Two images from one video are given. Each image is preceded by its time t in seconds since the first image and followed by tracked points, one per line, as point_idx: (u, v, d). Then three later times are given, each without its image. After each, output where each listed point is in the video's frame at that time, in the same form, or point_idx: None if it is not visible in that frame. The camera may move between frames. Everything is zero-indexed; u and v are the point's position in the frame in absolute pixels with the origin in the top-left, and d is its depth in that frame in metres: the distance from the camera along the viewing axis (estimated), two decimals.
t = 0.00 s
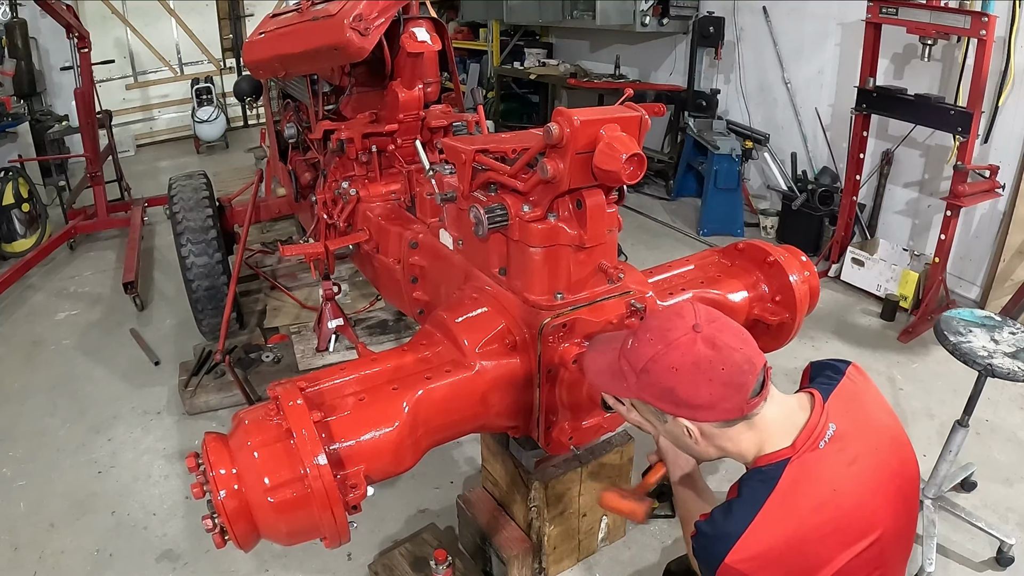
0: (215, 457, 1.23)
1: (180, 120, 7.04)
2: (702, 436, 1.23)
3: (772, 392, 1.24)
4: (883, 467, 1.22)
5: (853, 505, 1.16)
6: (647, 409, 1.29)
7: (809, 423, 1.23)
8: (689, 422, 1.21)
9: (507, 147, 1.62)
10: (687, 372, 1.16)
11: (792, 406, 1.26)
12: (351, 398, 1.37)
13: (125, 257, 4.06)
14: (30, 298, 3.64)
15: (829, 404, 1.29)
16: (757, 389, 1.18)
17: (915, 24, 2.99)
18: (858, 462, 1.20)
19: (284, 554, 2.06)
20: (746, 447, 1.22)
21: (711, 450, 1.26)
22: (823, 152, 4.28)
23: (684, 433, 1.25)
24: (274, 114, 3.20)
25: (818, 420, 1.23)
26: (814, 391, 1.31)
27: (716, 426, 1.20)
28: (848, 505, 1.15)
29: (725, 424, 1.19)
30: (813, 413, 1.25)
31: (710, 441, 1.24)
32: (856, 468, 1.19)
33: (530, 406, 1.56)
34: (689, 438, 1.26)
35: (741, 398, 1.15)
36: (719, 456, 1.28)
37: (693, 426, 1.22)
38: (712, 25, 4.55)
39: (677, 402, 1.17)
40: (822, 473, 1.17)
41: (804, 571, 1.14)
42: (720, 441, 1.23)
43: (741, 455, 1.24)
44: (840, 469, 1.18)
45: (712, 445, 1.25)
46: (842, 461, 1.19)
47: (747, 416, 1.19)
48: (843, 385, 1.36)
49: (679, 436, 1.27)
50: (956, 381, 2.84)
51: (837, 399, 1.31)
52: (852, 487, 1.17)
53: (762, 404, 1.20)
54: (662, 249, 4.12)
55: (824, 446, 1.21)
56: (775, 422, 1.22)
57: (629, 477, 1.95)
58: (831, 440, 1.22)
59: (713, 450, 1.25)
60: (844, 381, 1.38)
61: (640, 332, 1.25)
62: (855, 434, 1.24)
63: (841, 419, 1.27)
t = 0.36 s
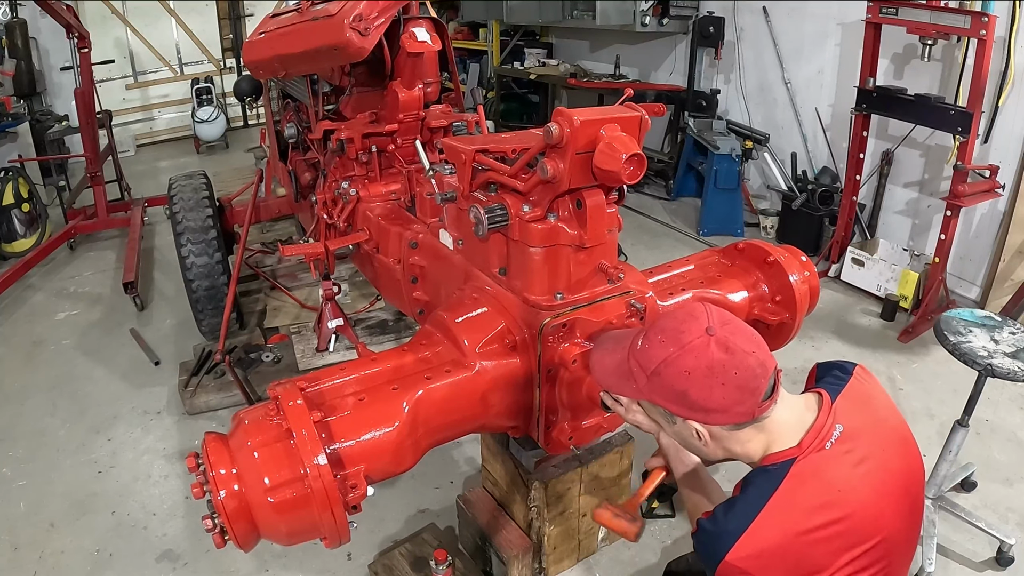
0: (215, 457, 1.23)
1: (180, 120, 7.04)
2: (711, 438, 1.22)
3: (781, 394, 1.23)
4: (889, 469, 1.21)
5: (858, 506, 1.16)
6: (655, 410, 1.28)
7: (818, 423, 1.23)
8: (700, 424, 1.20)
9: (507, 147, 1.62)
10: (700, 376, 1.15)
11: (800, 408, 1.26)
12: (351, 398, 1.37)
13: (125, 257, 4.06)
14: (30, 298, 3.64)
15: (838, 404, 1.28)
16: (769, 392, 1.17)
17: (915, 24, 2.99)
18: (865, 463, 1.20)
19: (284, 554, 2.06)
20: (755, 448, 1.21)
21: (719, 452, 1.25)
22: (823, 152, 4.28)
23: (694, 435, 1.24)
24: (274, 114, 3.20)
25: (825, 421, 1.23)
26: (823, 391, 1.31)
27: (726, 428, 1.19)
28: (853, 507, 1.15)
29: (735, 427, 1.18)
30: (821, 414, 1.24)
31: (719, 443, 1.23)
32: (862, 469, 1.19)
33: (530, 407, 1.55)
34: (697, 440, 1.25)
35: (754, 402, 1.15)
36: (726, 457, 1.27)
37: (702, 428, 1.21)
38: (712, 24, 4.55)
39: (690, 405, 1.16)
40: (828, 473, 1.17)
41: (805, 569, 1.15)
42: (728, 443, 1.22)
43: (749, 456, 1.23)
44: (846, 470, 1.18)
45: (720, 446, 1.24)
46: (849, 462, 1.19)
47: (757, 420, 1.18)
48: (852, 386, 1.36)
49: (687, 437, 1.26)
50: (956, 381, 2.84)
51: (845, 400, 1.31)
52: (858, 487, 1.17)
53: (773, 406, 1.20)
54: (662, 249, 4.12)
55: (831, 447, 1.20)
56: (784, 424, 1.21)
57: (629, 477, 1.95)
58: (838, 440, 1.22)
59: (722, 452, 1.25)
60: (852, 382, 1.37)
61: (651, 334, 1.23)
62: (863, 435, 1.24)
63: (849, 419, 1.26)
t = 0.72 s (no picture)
0: (215, 457, 1.23)
1: (180, 120, 7.04)
2: (716, 433, 1.22)
3: (784, 389, 1.23)
4: (892, 469, 1.21)
5: (859, 505, 1.16)
6: (660, 405, 1.28)
7: (820, 420, 1.22)
8: (704, 419, 1.21)
9: (507, 147, 1.62)
10: (704, 371, 1.15)
11: (802, 404, 1.25)
12: (351, 398, 1.37)
13: (125, 257, 4.06)
14: (30, 298, 3.64)
15: (843, 402, 1.28)
16: (773, 387, 1.18)
17: (915, 24, 2.99)
18: (867, 462, 1.19)
19: (284, 554, 2.06)
20: (757, 444, 1.21)
21: (723, 447, 1.25)
22: (823, 152, 4.28)
23: (698, 430, 1.24)
24: (274, 114, 3.20)
25: (829, 417, 1.23)
26: (826, 389, 1.30)
27: (730, 423, 1.19)
28: (854, 505, 1.15)
29: (739, 423, 1.19)
30: (825, 411, 1.24)
31: (722, 438, 1.23)
32: (864, 468, 1.19)
33: (530, 406, 1.55)
34: (701, 435, 1.25)
35: (757, 397, 1.15)
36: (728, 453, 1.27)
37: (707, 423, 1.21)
38: (712, 25, 4.55)
39: (695, 400, 1.17)
40: (830, 472, 1.17)
41: (804, 567, 1.16)
42: (731, 438, 1.22)
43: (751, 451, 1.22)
44: (848, 468, 1.18)
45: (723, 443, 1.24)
46: (851, 461, 1.19)
47: (760, 415, 1.18)
48: (856, 383, 1.36)
49: (691, 432, 1.26)
50: (955, 381, 2.84)
51: (849, 398, 1.31)
52: (859, 486, 1.17)
53: (777, 402, 1.20)
54: (662, 249, 4.12)
55: (834, 445, 1.20)
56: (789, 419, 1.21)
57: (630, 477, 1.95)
58: (841, 438, 1.21)
59: (725, 448, 1.24)
60: (858, 381, 1.37)
61: (657, 329, 1.23)
62: (866, 434, 1.24)
63: (853, 417, 1.26)
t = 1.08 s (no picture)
0: (215, 457, 1.23)
1: (180, 120, 7.04)
2: (723, 432, 1.23)
3: (791, 390, 1.24)
4: (897, 470, 1.21)
5: (864, 505, 1.16)
6: (668, 403, 1.29)
7: (826, 419, 1.23)
8: (712, 418, 1.21)
9: (507, 147, 1.62)
10: (714, 369, 1.15)
11: (808, 404, 1.26)
12: (351, 398, 1.37)
13: (125, 257, 4.06)
14: (30, 298, 3.64)
15: (847, 402, 1.29)
16: (780, 386, 1.18)
17: (915, 24, 2.99)
18: (872, 462, 1.20)
19: (284, 554, 2.06)
20: (763, 444, 1.22)
21: (729, 446, 1.26)
22: (823, 152, 4.28)
23: (706, 428, 1.25)
24: (274, 114, 3.20)
25: (835, 416, 1.23)
26: (832, 389, 1.31)
27: (738, 422, 1.20)
28: (859, 505, 1.15)
29: (747, 421, 1.19)
30: (831, 410, 1.25)
31: (729, 437, 1.24)
32: (869, 468, 1.19)
33: (530, 406, 1.55)
34: (708, 433, 1.26)
35: (766, 395, 1.15)
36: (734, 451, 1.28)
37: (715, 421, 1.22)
38: (712, 25, 4.55)
39: (704, 398, 1.16)
40: (836, 472, 1.17)
41: (810, 568, 1.15)
42: (738, 437, 1.23)
43: (757, 451, 1.23)
44: (853, 468, 1.18)
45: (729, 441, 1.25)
46: (856, 461, 1.19)
47: (768, 415, 1.19)
48: (860, 383, 1.36)
49: (698, 430, 1.27)
50: (956, 381, 2.84)
51: (854, 398, 1.31)
52: (864, 486, 1.17)
53: (784, 402, 1.20)
54: (662, 249, 4.12)
55: (839, 445, 1.20)
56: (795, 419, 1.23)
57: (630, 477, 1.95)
58: (846, 438, 1.21)
59: (732, 447, 1.26)
60: (862, 381, 1.37)
61: (664, 326, 1.23)
62: (871, 434, 1.24)
63: (857, 417, 1.26)
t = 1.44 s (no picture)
0: (215, 457, 1.23)
1: (180, 120, 7.04)
2: (722, 430, 1.23)
3: (790, 389, 1.24)
4: (897, 469, 1.21)
5: (864, 504, 1.16)
6: (667, 401, 1.28)
7: (825, 417, 1.24)
8: (711, 417, 1.21)
9: (507, 147, 1.62)
10: (713, 369, 1.15)
11: (807, 403, 1.26)
12: (351, 398, 1.37)
13: (125, 257, 4.06)
14: (30, 298, 3.64)
15: (847, 401, 1.29)
16: (780, 385, 1.18)
17: (915, 24, 2.98)
18: (872, 461, 1.20)
19: (284, 554, 2.06)
20: (763, 444, 1.21)
21: (728, 446, 1.26)
22: (823, 153, 4.28)
23: (705, 427, 1.25)
24: (274, 114, 3.20)
25: (834, 414, 1.24)
26: (831, 388, 1.31)
27: (737, 421, 1.20)
28: (859, 503, 1.15)
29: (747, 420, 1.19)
30: (830, 409, 1.25)
31: (728, 436, 1.23)
32: (869, 467, 1.19)
33: (530, 406, 1.55)
34: (707, 432, 1.26)
35: (766, 394, 1.15)
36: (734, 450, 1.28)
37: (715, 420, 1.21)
38: (712, 25, 4.55)
39: (703, 397, 1.16)
40: (835, 471, 1.17)
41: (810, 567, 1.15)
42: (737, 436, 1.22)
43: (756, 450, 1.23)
44: (853, 468, 1.18)
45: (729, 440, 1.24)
46: (856, 460, 1.19)
47: (768, 414, 1.19)
48: (859, 382, 1.36)
49: (698, 428, 1.26)
50: (955, 381, 2.84)
51: (854, 398, 1.30)
52: (864, 485, 1.17)
53: (783, 401, 1.20)
54: (662, 249, 4.12)
55: (839, 443, 1.20)
56: (794, 419, 1.22)
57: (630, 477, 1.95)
58: (845, 437, 1.22)
59: (731, 446, 1.25)
60: (862, 380, 1.37)
61: (664, 325, 1.23)
62: (870, 434, 1.24)
63: (857, 417, 1.26)
